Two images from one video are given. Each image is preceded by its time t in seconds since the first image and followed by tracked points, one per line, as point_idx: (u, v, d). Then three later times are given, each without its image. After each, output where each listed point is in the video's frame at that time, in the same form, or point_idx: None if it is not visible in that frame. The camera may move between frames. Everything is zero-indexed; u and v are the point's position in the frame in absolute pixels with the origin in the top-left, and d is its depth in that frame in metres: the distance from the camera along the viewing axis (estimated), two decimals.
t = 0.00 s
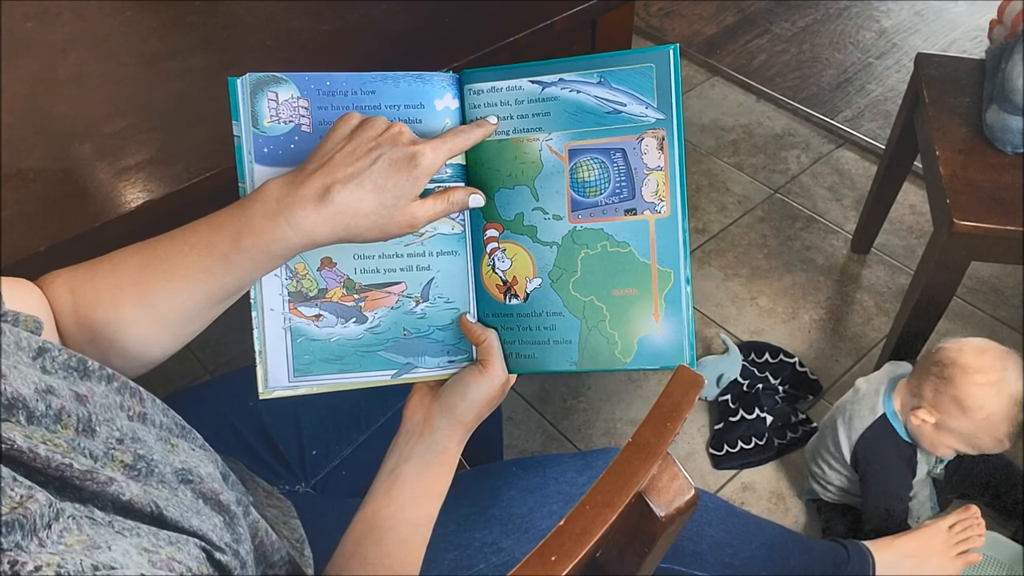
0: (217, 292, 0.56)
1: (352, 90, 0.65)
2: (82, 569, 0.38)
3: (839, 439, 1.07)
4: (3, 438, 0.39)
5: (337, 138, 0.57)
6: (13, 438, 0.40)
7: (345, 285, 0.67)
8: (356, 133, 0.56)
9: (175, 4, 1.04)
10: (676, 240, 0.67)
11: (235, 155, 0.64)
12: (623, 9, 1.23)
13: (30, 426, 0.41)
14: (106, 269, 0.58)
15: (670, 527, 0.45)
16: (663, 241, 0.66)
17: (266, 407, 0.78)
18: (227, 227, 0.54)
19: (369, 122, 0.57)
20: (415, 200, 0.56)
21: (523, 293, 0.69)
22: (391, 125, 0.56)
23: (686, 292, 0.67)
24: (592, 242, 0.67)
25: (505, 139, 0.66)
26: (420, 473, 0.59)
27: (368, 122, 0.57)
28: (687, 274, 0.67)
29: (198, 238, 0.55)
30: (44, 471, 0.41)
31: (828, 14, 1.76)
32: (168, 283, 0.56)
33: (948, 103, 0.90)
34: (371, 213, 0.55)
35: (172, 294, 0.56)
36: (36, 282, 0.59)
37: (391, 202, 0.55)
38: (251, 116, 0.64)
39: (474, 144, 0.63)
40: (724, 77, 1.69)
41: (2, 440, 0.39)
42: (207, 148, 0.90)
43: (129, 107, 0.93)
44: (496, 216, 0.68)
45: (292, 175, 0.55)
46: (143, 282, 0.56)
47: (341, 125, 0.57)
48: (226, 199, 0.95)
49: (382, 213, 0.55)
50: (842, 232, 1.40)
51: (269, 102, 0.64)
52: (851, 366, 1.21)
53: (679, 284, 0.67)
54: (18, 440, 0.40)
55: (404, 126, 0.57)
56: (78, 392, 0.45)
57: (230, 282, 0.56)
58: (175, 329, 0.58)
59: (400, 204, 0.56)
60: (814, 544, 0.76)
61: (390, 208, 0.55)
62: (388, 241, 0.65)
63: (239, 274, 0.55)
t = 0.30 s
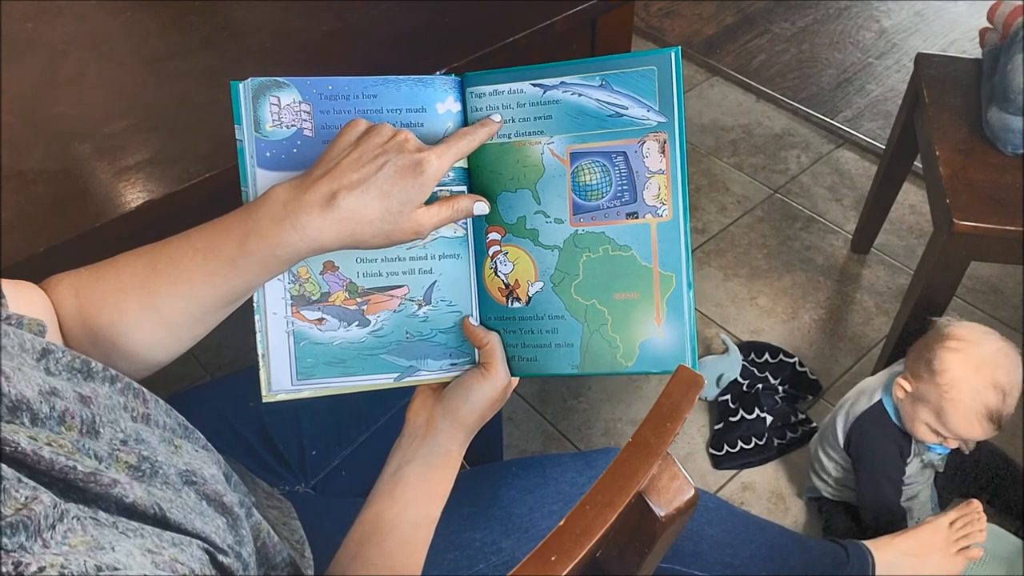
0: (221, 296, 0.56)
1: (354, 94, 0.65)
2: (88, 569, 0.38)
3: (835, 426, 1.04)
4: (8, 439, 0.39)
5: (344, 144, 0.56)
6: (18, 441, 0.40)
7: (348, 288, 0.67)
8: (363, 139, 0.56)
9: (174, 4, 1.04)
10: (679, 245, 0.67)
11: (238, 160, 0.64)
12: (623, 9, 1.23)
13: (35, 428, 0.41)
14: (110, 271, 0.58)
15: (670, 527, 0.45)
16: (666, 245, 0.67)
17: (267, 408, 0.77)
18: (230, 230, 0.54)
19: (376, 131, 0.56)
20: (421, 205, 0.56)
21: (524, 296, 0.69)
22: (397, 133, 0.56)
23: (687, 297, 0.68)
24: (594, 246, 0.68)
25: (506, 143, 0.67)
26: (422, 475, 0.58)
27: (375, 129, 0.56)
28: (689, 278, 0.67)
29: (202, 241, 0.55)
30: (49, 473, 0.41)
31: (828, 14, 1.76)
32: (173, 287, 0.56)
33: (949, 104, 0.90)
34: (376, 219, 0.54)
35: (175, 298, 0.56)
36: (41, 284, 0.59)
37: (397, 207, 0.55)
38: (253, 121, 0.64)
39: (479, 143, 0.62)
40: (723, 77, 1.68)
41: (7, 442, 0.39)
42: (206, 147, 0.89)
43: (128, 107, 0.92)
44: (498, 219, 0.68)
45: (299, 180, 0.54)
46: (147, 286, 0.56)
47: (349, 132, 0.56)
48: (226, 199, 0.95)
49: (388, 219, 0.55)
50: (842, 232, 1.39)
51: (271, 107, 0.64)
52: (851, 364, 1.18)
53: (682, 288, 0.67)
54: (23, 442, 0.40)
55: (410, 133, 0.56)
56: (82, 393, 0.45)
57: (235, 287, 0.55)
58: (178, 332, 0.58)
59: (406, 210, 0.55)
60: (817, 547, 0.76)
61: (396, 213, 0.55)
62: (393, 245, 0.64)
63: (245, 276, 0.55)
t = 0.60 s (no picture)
0: (226, 296, 0.56)
1: (357, 95, 0.65)
2: (88, 569, 0.38)
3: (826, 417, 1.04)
4: (10, 441, 0.39)
5: (350, 146, 0.56)
6: (19, 442, 0.40)
7: (350, 289, 0.67)
8: (369, 140, 0.56)
9: (174, 4, 1.04)
10: (679, 248, 0.67)
11: (240, 160, 0.64)
12: (624, 9, 1.23)
13: (36, 430, 0.42)
14: (115, 272, 0.57)
15: (670, 527, 0.45)
16: (666, 249, 0.67)
17: (266, 408, 0.77)
18: (234, 231, 0.54)
19: (380, 131, 0.56)
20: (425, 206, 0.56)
21: (525, 298, 0.69)
22: (402, 134, 0.56)
23: (687, 301, 0.68)
24: (595, 248, 0.68)
25: (509, 145, 0.67)
26: (422, 475, 0.58)
27: (381, 131, 0.56)
28: (689, 282, 0.68)
29: (206, 242, 0.55)
30: (49, 474, 0.41)
31: (828, 14, 1.76)
32: (177, 286, 0.55)
33: (950, 104, 0.90)
34: (382, 221, 0.54)
35: (180, 299, 0.56)
36: (44, 285, 0.59)
37: (402, 209, 0.55)
38: (256, 122, 0.64)
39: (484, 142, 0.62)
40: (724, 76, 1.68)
41: (8, 443, 0.39)
42: (206, 146, 0.89)
43: (128, 107, 0.92)
44: (500, 220, 0.68)
45: (304, 182, 0.55)
46: (152, 287, 0.56)
47: (355, 132, 0.57)
48: (226, 199, 0.95)
49: (394, 221, 0.55)
50: (842, 231, 1.41)
51: (274, 108, 0.64)
52: (852, 364, 1.25)
53: (682, 292, 0.68)
54: (24, 444, 0.40)
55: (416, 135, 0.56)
56: (82, 395, 0.45)
57: (238, 287, 0.55)
58: (183, 333, 0.57)
59: (411, 211, 0.55)
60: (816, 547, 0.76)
61: (402, 215, 0.55)
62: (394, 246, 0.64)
63: (250, 278, 0.55)
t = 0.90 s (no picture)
0: (234, 298, 0.56)
1: (360, 97, 0.65)
2: (88, 569, 0.38)
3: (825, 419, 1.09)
4: (9, 442, 0.39)
5: (372, 153, 0.56)
6: (19, 444, 0.40)
7: (352, 292, 0.67)
8: (390, 148, 0.56)
9: (174, 4, 1.04)
10: (681, 249, 0.67)
11: (244, 162, 0.64)
12: (624, 9, 1.23)
13: (36, 432, 0.42)
14: (123, 269, 0.57)
15: (669, 526, 0.45)
16: (668, 251, 0.67)
17: (267, 409, 0.77)
18: (242, 234, 0.54)
19: (402, 139, 0.56)
20: (443, 214, 0.56)
21: (528, 301, 0.69)
22: (424, 143, 0.56)
23: (690, 302, 0.68)
24: (597, 251, 0.68)
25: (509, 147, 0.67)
26: (425, 478, 0.58)
27: (402, 137, 0.56)
28: (691, 283, 0.68)
29: (215, 244, 0.55)
30: (49, 475, 0.41)
31: (828, 14, 1.76)
32: (183, 287, 0.55)
33: (951, 104, 0.90)
34: (401, 230, 0.55)
35: (187, 299, 0.55)
36: (50, 281, 0.59)
37: (422, 218, 0.55)
38: (258, 124, 0.64)
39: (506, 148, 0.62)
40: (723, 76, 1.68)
41: (8, 444, 0.39)
42: (206, 146, 0.89)
43: (127, 107, 0.92)
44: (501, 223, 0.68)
45: (324, 187, 0.55)
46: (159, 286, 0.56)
47: (376, 140, 0.57)
48: (227, 199, 0.95)
49: (412, 229, 0.55)
50: (842, 231, 1.41)
51: (277, 110, 0.64)
52: (851, 364, 1.25)
53: (683, 293, 0.68)
54: (24, 445, 0.40)
55: (436, 143, 0.56)
56: (82, 397, 0.45)
57: (244, 291, 0.55)
58: (189, 332, 0.57)
59: (429, 219, 0.56)
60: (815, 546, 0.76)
61: (421, 224, 0.55)
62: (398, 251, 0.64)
63: (264, 280, 0.55)
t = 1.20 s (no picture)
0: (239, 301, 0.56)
1: (363, 96, 0.65)
2: (90, 569, 0.37)
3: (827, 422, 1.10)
4: (12, 442, 0.39)
5: (369, 163, 0.56)
6: (22, 443, 0.40)
7: (353, 291, 0.67)
8: (387, 158, 0.55)
9: (174, 4, 1.04)
10: (678, 248, 0.67)
11: (246, 161, 0.64)
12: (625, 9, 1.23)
13: (38, 431, 0.42)
14: (129, 274, 0.57)
15: (670, 527, 0.45)
16: (666, 250, 0.67)
17: (267, 408, 0.77)
18: (246, 239, 0.54)
19: (400, 148, 0.56)
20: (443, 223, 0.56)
21: (527, 301, 0.69)
22: (423, 151, 0.56)
23: (688, 303, 0.69)
24: (595, 251, 0.68)
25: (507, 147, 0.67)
26: (424, 475, 0.57)
27: (401, 147, 0.56)
28: (689, 283, 0.68)
29: (221, 248, 0.55)
30: (52, 475, 0.41)
31: (828, 14, 1.76)
32: (186, 291, 0.55)
33: (951, 105, 0.90)
34: (399, 238, 0.54)
35: (194, 303, 0.55)
36: (54, 284, 0.58)
37: (420, 226, 0.55)
38: (261, 122, 0.64)
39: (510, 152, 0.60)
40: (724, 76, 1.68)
41: (11, 444, 0.39)
42: (206, 145, 0.89)
43: (127, 107, 0.92)
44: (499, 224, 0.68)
45: (323, 195, 0.54)
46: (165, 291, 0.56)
47: (373, 150, 0.56)
48: (226, 199, 0.95)
49: (411, 237, 0.55)
50: (842, 231, 1.41)
51: (281, 108, 0.64)
52: (851, 365, 1.25)
53: (682, 292, 0.68)
54: (27, 445, 0.40)
55: (434, 153, 0.56)
56: (85, 397, 0.45)
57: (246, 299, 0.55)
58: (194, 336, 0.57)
59: (430, 228, 0.55)
60: (815, 547, 0.76)
61: (419, 233, 0.55)
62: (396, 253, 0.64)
63: (267, 287, 0.55)
